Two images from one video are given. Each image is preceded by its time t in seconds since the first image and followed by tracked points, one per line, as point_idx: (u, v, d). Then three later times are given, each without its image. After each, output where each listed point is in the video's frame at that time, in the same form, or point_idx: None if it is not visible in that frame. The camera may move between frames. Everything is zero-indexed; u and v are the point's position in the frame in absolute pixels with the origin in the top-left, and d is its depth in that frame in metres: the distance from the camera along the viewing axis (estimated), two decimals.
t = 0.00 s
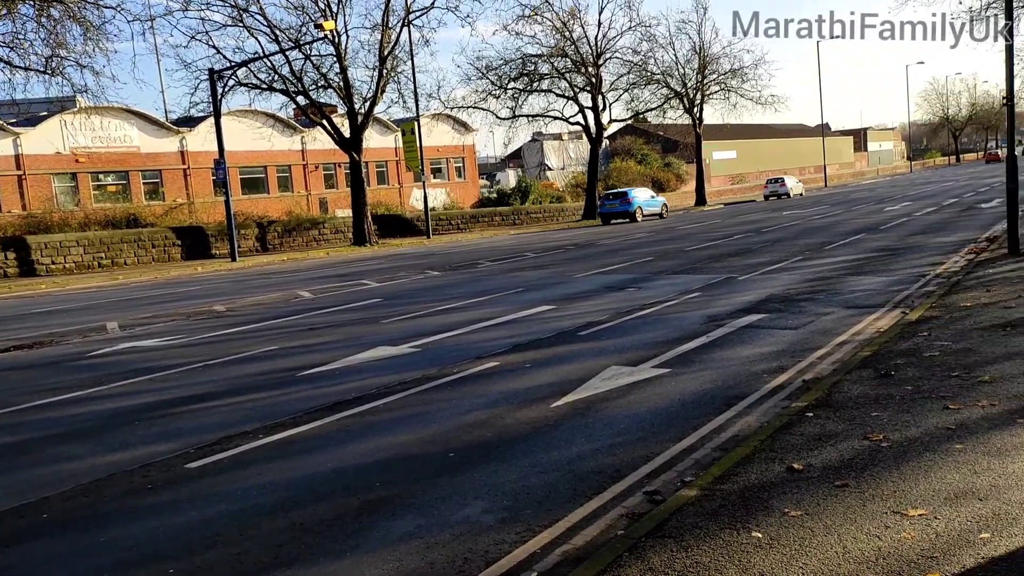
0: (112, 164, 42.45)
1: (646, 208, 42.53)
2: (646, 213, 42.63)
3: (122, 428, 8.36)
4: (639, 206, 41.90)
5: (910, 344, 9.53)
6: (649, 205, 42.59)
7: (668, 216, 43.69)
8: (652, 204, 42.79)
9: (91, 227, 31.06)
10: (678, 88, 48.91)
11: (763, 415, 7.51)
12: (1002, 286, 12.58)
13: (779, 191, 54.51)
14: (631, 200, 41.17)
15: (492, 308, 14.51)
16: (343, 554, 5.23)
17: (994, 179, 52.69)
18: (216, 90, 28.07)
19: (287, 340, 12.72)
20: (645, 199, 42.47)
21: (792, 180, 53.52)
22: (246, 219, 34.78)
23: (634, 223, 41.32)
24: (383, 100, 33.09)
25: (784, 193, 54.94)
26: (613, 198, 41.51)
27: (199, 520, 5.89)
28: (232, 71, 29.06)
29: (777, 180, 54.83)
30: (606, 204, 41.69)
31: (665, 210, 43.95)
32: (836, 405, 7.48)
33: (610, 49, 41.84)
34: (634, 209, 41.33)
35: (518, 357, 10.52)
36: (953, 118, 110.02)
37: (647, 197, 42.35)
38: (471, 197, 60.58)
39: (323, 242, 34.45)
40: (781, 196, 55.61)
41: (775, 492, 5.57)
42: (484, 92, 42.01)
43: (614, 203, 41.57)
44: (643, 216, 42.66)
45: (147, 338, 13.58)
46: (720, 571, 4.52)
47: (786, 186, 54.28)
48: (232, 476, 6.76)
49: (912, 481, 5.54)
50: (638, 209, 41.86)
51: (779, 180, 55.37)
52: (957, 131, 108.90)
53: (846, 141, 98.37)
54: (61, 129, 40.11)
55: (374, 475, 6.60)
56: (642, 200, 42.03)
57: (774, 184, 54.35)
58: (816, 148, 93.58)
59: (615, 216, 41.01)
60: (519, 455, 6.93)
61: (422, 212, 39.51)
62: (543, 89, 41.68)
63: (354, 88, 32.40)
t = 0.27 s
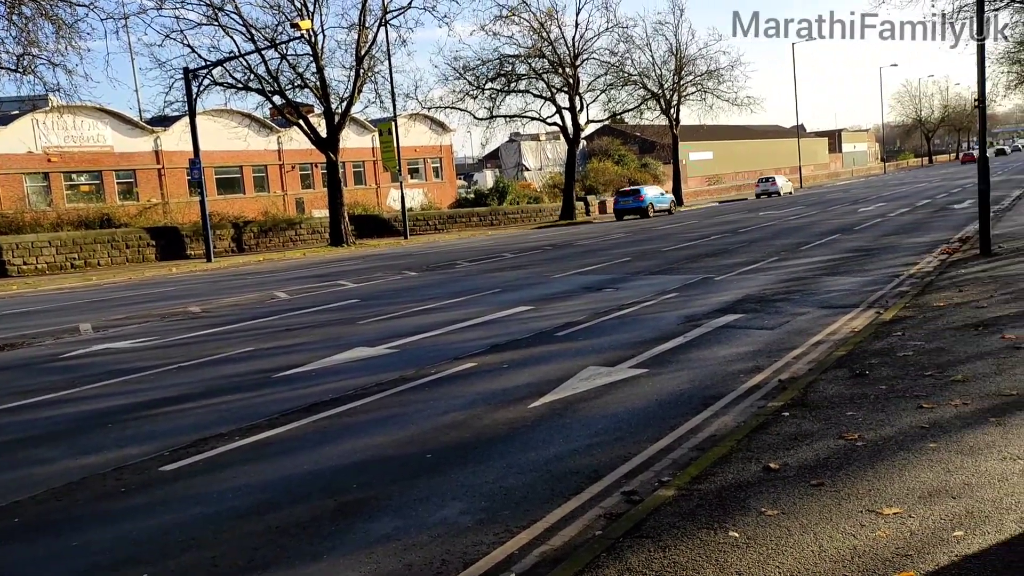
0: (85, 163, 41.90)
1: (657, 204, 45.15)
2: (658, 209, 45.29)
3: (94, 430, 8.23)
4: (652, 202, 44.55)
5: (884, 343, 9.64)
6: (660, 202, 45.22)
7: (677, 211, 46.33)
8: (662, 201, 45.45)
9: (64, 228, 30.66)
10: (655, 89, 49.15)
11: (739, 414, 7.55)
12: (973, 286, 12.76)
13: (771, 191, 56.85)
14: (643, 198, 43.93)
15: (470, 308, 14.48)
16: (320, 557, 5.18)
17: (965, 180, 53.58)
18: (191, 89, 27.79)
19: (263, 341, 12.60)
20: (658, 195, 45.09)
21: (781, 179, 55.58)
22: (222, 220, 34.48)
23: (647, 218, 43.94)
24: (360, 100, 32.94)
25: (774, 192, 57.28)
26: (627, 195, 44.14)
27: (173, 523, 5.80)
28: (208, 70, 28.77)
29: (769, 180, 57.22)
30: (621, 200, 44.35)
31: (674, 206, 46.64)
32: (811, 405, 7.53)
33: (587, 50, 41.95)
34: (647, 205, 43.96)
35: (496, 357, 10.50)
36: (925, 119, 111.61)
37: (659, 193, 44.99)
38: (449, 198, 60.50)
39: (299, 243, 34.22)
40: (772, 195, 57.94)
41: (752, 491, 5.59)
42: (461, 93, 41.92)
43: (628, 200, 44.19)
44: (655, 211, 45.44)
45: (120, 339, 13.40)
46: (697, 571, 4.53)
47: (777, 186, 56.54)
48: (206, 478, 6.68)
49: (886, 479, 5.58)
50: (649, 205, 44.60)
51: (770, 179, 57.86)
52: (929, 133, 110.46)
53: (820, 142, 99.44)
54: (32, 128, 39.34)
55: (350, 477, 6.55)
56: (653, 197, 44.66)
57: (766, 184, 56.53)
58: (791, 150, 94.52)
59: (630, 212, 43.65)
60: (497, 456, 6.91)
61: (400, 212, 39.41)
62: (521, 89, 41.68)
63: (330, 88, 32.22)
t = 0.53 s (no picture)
0: (59, 163, 41.43)
1: (663, 201, 47.36)
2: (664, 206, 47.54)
3: (68, 432, 8.11)
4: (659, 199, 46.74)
5: (860, 342, 9.72)
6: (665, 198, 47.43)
7: (681, 207, 48.61)
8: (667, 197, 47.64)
9: (37, 227, 30.29)
10: (633, 89, 49.32)
11: (717, 413, 7.57)
12: (948, 285, 12.90)
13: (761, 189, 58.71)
14: (651, 194, 46.13)
15: (449, 308, 14.44)
16: (298, 558, 5.13)
17: (939, 180, 54.29)
18: (166, 88, 27.52)
19: (240, 341, 12.49)
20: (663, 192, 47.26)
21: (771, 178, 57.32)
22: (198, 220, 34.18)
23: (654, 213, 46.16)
24: (338, 100, 32.77)
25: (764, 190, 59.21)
26: (636, 192, 46.28)
27: (148, 526, 5.72)
28: (183, 69, 28.48)
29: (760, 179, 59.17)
30: (630, 196, 46.52)
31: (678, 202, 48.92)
32: (788, 403, 7.57)
33: (565, 50, 42.01)
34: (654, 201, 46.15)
35: (475, 357, 10.48)
36: (899, 121, 112.93)
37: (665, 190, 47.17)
38: (427, 198, 60.36)
39: (277, 243, 33.97)
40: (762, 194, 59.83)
41: (730, 490, 5.61)
42: (439, 93, 41.80)
43: (637, 197, 46.32)
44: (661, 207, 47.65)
45: (95, 340, 13.23)
46: (676, 569, 4.53)
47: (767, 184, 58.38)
48: (182, 480, 6.60)
49: (862, 477, 5.62)
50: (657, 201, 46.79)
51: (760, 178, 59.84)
52: (904, 134, 111.78)
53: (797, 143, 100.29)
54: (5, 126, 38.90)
55: (328, 478, 6.49)
56: (660, 193, 46.83)
57: (757, 183, 58.32)
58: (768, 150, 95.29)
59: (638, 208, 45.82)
60: (476, 455, 6.89)
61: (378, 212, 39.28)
62: (499, 89, 41.65)
63: (308, 87, 32.02)
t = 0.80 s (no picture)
0: (30, 162, 40.92)
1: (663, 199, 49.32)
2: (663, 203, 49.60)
3: (38, 435, 7.99)
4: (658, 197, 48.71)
5: (834, 342, 9.80)
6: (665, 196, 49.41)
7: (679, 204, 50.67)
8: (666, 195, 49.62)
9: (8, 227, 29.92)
10: (610, 90, 49.48)
11: (692, 413, 7.59)
12: (920, 285, 13.05)
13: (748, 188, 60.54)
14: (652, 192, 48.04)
15: (426, 309, 14.40)
16: (273, 561, 5.08)
17: (912, 181, 55.01)
18: (140, 87, 27.20)
19: (215, 343, 12.37)
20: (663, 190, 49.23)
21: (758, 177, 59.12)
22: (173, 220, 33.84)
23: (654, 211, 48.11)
24: (314, 99, 32.57)
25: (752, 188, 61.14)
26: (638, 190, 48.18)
27: (119, 530, 5.64)
28: (157, 68, 28.16)
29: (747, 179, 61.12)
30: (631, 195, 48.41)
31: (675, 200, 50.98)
32: (762, 403, 7.62)
33: (542, 50, 42.04)
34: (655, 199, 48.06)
35: (452, 358, 10.45)
36: (873, 122, 114.18)
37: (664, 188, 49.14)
38: (404, 198, 60.17)
39: (253, 243, 33.69)
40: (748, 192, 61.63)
41: (705, 489, 5.63)
42: (416, 93, 41.65)
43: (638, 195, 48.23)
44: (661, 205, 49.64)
45: (67, 342, 13.06)
46: (651, 569, 4.54)
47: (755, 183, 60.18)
48: (155, 483, 6.52)
49: (835, 476, 5.67)
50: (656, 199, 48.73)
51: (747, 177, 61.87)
52: (877, 135, 113.02)
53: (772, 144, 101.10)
54: None
55: (303, 480, 6.44)
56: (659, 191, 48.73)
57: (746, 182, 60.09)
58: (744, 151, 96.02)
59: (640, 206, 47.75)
60: (453, 456, 6.87)
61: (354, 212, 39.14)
62: (476, 90, 41.60)
63: (283, 86, 31.79)
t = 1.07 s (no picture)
0: None
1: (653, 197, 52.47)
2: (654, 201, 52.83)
3: None
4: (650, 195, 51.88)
5: (801, 342, 9.92)
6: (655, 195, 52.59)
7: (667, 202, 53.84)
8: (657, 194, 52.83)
9: None
10: (580, 92, 49.67)
11: (662, 414, 7.63)
12: (886, 286, 13.25)
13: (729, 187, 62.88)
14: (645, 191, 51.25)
15: (396, 311, 14.32)
16: (240, 566, 5.02)
17: (877, 183, 55.94)
18: (105, 86, 26.77)
19: (182, 345, 12.20)
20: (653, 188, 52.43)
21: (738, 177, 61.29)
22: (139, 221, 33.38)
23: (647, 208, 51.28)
24: (283, 100, 32.30)
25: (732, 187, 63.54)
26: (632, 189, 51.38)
27: (82, 536, 5.54)
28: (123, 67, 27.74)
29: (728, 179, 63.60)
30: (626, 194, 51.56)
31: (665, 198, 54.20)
32: (731, 403, 7.67)
33: (513, 52, 42.07)
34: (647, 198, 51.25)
35: (422, 359, 10.41)
36: (839, 125, 115.82)
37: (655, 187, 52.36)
38: (374, 200, 59.87)
39: (221, 245, 33.33)
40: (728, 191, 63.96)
41: (674, 490, 5.66)
42: (386, 94, 41.44)
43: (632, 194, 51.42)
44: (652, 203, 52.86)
45: (29, 345, 12.80)
46: (621, 570, 4.55)
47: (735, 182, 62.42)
48: (119, 488, 6.41)
49: (803, 475, 5.72)
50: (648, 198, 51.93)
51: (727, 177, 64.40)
52: (843, 137, 114.67)
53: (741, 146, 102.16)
54: None
55: (272, 484, 6.37)
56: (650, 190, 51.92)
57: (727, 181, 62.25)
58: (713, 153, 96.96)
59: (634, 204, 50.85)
60: (423, 458, 6.83)
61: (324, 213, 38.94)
62: (447, 91, 41.53)
63: (252, 87, 31.49)
